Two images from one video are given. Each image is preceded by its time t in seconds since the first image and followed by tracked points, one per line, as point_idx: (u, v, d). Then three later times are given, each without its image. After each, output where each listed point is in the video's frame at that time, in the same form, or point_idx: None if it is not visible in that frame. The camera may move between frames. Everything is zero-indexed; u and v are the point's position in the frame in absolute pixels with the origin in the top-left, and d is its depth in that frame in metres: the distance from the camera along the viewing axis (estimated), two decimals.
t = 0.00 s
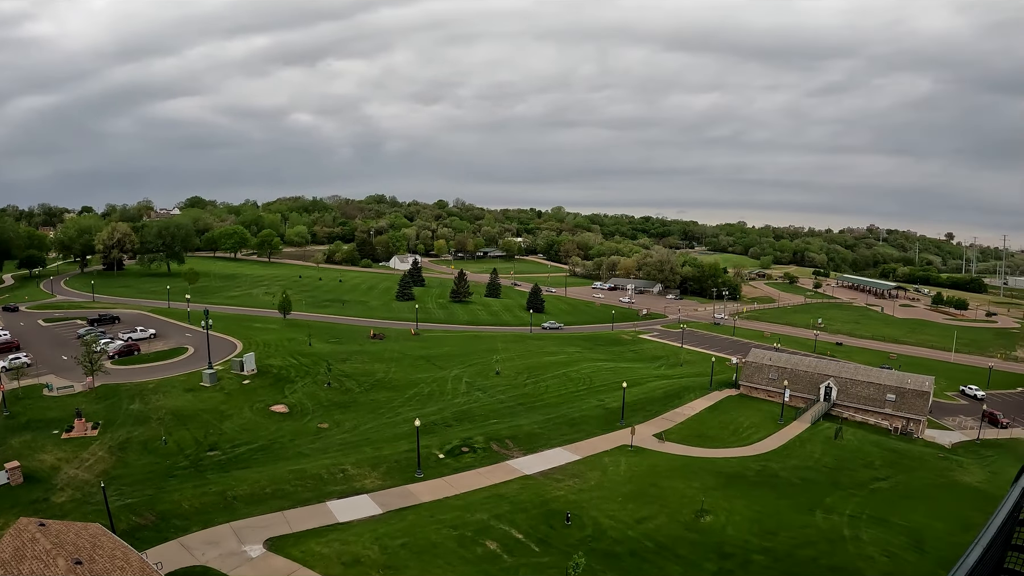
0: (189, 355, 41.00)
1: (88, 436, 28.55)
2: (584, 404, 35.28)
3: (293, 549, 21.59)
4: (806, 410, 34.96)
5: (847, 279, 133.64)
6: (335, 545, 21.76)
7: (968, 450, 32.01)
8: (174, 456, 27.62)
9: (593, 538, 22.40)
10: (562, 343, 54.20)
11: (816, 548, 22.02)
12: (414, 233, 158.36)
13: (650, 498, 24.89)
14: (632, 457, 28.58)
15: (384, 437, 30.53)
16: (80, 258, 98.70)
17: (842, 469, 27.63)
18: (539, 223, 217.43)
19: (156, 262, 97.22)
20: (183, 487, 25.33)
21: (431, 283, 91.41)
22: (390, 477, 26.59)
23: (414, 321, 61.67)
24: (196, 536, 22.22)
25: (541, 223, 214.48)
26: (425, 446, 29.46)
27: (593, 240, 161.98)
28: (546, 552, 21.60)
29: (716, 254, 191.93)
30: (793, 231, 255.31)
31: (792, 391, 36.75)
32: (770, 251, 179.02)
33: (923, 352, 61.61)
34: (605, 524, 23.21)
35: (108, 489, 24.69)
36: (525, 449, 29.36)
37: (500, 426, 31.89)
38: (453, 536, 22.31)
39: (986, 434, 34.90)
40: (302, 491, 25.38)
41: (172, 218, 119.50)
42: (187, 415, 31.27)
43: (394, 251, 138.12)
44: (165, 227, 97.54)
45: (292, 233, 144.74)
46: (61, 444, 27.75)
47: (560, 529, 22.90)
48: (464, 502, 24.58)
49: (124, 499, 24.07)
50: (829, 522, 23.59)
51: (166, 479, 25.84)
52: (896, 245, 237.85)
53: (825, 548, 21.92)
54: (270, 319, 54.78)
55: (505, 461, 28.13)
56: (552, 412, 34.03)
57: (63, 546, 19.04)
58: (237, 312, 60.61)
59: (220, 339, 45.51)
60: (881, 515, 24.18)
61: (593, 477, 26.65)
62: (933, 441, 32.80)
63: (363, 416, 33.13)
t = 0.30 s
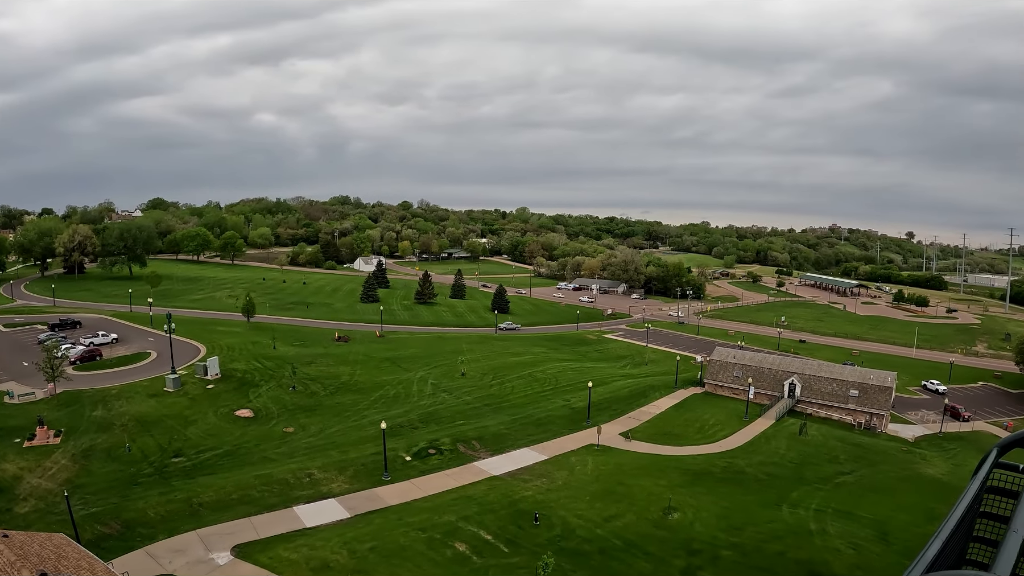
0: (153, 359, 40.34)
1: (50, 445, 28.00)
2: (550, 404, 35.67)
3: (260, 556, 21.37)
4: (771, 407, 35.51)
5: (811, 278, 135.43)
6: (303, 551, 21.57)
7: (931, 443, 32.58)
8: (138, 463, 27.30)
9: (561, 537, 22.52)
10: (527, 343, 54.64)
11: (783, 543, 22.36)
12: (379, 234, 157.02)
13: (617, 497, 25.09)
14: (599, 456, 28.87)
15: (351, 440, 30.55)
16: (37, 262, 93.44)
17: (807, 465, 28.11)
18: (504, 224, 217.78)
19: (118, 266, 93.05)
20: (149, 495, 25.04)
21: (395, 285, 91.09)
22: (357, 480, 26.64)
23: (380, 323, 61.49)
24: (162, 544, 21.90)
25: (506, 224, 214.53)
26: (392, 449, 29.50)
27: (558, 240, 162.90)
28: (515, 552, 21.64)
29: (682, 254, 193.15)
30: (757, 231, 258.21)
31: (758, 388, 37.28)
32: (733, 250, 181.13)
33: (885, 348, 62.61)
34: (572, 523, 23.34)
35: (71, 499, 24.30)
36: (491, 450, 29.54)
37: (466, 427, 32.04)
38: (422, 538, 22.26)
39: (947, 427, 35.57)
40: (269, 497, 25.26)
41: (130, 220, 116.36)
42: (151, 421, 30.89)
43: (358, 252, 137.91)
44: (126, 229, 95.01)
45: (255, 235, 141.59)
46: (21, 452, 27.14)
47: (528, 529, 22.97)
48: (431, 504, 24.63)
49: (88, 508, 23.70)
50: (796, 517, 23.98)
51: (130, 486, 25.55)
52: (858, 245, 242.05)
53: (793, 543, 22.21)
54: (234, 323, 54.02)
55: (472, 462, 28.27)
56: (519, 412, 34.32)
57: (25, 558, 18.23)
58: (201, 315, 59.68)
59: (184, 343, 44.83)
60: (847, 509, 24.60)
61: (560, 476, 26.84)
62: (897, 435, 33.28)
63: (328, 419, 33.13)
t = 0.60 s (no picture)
0: (114, 364, 39.66)
1: (9, 454, 27.43)
2: (514, 404, 36.06)
3: (226, 562, 21.20)
4: (735, 404, 36.22)
5: (772, 276, 137.74)
6: (269, 557, 21.42)
7: (893, 437, 33.29)
8: (99, 472, 27.02)
9: (528, 536, 22.69)
10: (490, 343, 55.08)
11: (748, 537, 22.67)
12: (341, 235, 155.93)
13: (584, 495, 25.35)
14: (564, 455, 29.22)
15: (315, 444, 30.66)
16: None
17: (771, 460, 28.64)
18: (467, 224, 218.08)
19: (78, 269, 91.91)
20: (112, 503, 24.80)
21: (358, 286, 90.72)
22: (323, 484, 26.77)
23: (343, 325, 61.30)
24: (126, 553, 21.60)
25: (471, 224, 214.80)
26: (357, 452, 29.60)
27: (521, 240, 163.74)
28: (483, 553, 21.72)
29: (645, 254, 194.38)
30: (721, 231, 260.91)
31: (721, 385, 37.94)
32: (695, 250, 183.56)
33: (847, 344, 63.73)
34: (538, 522, 23.55)
35: (32, 509, 23.91)
36: (456, 451, 29.80)
37: (431, 428, 32.27)
38: (390, 541, 22.26)
39: (909, 421, 36.31)
40: (234, 503, 25.26)
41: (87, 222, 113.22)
42: (113, 428, 30.50)
43: (321, 254, 137.85)
44: (84, 232, 93.20)
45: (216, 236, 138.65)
46: None
47: (495, 530, 23.11)
48: (397, 507, 24.76)
49: (51, 519, 23.35)
50: (762, 511, 24.32)
51: (93, 495, 25.28)
52: (820, 243, 246.03)
53: (758, 537, 22.55)
54: (196, 326, 53.28)
55: (437, 464, 28.48)
56: (483, 413, 34.65)
57: None
58: (162, 319, 58.75)
59: (145, 347, 44.14)
60: (812, 502, 25.00)
61: (526, 476, 27.09)
62: (858, 429, 34.02)
63: (292, 423, 33.18)
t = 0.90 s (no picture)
0: (71, 370, 38.94)
1: None
2: (476, 404, 36.34)
3: (189, 570, 20.97)
4: (696, 400, 36.88)
5: (731, 274, 139.97)
6: (234, 563, 21.24)
7: (853, 430, 34.07)
8: (58, 481, 26.60)
9: (493, 535, 22.82)
10: (452, 343, 55.35)
11: (712, 532, 22.98)
12: (301, 236, 154.81)
13: (548, 494, 25.59)
14: (527, 454, 29.49)
15: (277, 448, 30.67)
16: None
17: (733, 455, 29.14)
18: (428, 224, 217.67)
19: (34, 272, 90.01)
20: (73, 513, 24.43)
21: (319, 287, 90.06)
22: (285, 488, 26.83)
23: (304, 327, 60.98)
24: (88, 564, 21.24)
25: (432, 225, 214.28)
26: (320, 455, 29.60)
27: (482, 240, 164.14)
28: (448, 554, 21.76)
29: (606, 253, 195.70)
30: (682, 230, 263.91)
31: (682, 382, 38.63)
32: (656, 249, 185.57)
33: (806, 340, 64.94)
34: (503, 522, 23.70)
35: None
36: (418, 452, 29.95)
37: (393, 430, 32.37)
38: (355, 544, 22.22)
39: (868, 414, 37.17)
40: (196, 509, 25.11)
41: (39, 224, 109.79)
42: (72, 436, 30.02)
43: (281, 255, 136.87)
44: (40, 233, 90.79)
45: (174, 238, 136.27)
46: None
47: (460, 530, 23.19)
48: (360, 511, 24.83)
49: (9, 531, 22.87)
50: (725, 506, 24.67)
51: (53, 505, 24.89)
52: (779, 241, 250.60)
53: (722, 531, 22.87)
54: (156, 330, 52.43)
55: (399, 466, 28.60)
56: (445, 413, 34.87)
57: None
58: (121, 323, 57.65)
59: (103, 352, 43.40)
60: (775, 495, 25.41)
61: (489, 476, 27.29)
62: (819, 423, 34.77)
63: (254, 426, 33.13)
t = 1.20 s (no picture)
0: (35, 376, 38.15)
1: None
2: (445, 404, 36.44)
3: None
4: (665, 398, 37.27)
5: (697, 273, 141.92)
6: (205, 569, 21.02)
7: (819, 425, 34.69)
8: (22, 490, 26.04)
9: (465, 535, 22.87)
10: (420, 343, 55.42)
11: (683, 528, 23.18)
12: (267, 236, 153.28)
13: (518, 493, 25.70)
14: (496, 454, 29.64)
15: (246, 451, 30.49)
16: None
17: (701, 451, 29.56)
18: (396, 224, 217.17)
19: None
20: (38, 522, 23.94)
21: (286, 288, 89.29)
22: (255, 492, 26.65)
23: (272, 329, 60.49)
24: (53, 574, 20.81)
25: (400, 224, 214.01)
26: (290, 457, 29.46)
27: (450, 239, 164.62)
28: (420, 555, 21.74)
29: (573, 252, 197.15)
30: (652, 229, 266.41)
31: (651, 380, 39.13)
32: (623, 249, 187.13)
33: (773, 337, 65.80)
34: (474, 521, 23.75)
35: None
36: (388, 453, 29.95)
37: (362, 431, 32.31)
38: (326, 548, 22.09)
39: (835, 409, 37.92)
40: (166, 515, 24.81)
41: None
42: (37, 443, 29.43)
43: (248, 256, 135.39)
44: None
45: (139, 239, 134.30)
46: None
47: (432, 531, 23.18)
48: (330, 513, 24.75)
49: None
50: (695, 501, 24.95)
51: (18, 514, 24.38)
52: (745, 239, 253.94)
53: (692, 526, 23.18)
54: (121, 334, 51.52)
55: (369, 468, 28.57)
56: (414, 413, 34.93)
57: None
58: (84, 327, 56.48)
59: (67, 357, 42.55)
60: (744, 490, 25.71)
61: (460, 476, 27.35)
62: (786, 418, 35.46)
63: (223, 430, 32.88)
